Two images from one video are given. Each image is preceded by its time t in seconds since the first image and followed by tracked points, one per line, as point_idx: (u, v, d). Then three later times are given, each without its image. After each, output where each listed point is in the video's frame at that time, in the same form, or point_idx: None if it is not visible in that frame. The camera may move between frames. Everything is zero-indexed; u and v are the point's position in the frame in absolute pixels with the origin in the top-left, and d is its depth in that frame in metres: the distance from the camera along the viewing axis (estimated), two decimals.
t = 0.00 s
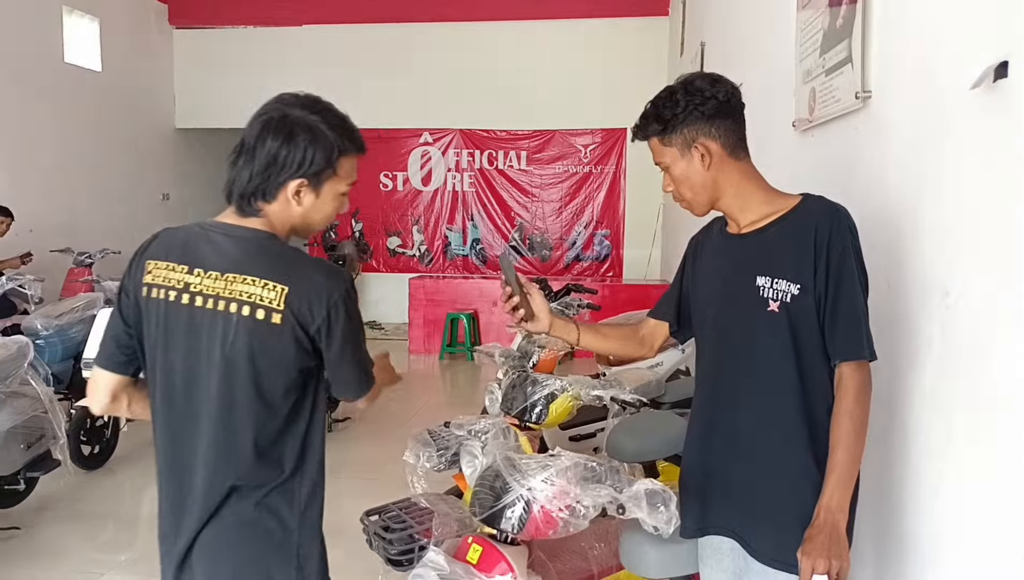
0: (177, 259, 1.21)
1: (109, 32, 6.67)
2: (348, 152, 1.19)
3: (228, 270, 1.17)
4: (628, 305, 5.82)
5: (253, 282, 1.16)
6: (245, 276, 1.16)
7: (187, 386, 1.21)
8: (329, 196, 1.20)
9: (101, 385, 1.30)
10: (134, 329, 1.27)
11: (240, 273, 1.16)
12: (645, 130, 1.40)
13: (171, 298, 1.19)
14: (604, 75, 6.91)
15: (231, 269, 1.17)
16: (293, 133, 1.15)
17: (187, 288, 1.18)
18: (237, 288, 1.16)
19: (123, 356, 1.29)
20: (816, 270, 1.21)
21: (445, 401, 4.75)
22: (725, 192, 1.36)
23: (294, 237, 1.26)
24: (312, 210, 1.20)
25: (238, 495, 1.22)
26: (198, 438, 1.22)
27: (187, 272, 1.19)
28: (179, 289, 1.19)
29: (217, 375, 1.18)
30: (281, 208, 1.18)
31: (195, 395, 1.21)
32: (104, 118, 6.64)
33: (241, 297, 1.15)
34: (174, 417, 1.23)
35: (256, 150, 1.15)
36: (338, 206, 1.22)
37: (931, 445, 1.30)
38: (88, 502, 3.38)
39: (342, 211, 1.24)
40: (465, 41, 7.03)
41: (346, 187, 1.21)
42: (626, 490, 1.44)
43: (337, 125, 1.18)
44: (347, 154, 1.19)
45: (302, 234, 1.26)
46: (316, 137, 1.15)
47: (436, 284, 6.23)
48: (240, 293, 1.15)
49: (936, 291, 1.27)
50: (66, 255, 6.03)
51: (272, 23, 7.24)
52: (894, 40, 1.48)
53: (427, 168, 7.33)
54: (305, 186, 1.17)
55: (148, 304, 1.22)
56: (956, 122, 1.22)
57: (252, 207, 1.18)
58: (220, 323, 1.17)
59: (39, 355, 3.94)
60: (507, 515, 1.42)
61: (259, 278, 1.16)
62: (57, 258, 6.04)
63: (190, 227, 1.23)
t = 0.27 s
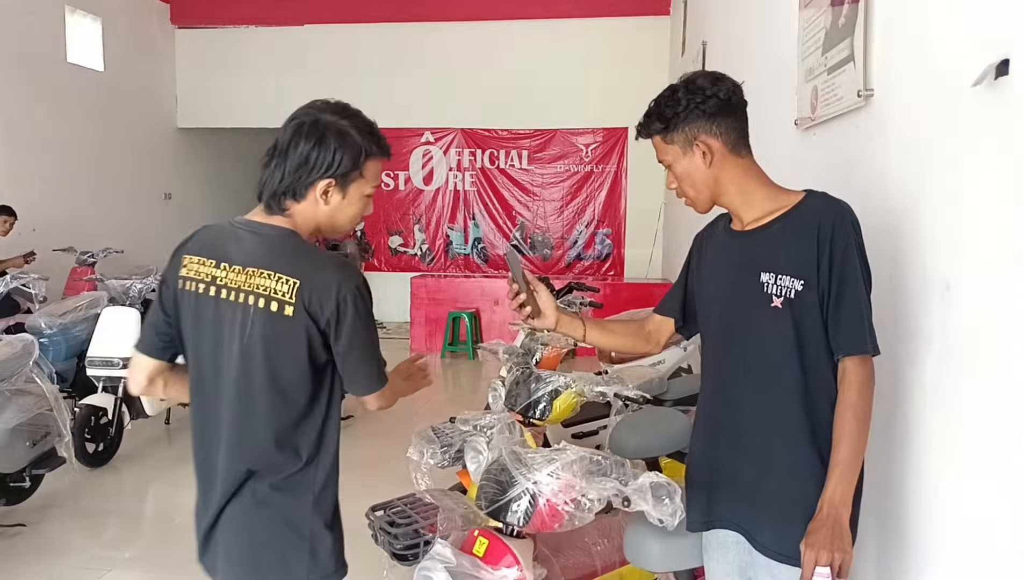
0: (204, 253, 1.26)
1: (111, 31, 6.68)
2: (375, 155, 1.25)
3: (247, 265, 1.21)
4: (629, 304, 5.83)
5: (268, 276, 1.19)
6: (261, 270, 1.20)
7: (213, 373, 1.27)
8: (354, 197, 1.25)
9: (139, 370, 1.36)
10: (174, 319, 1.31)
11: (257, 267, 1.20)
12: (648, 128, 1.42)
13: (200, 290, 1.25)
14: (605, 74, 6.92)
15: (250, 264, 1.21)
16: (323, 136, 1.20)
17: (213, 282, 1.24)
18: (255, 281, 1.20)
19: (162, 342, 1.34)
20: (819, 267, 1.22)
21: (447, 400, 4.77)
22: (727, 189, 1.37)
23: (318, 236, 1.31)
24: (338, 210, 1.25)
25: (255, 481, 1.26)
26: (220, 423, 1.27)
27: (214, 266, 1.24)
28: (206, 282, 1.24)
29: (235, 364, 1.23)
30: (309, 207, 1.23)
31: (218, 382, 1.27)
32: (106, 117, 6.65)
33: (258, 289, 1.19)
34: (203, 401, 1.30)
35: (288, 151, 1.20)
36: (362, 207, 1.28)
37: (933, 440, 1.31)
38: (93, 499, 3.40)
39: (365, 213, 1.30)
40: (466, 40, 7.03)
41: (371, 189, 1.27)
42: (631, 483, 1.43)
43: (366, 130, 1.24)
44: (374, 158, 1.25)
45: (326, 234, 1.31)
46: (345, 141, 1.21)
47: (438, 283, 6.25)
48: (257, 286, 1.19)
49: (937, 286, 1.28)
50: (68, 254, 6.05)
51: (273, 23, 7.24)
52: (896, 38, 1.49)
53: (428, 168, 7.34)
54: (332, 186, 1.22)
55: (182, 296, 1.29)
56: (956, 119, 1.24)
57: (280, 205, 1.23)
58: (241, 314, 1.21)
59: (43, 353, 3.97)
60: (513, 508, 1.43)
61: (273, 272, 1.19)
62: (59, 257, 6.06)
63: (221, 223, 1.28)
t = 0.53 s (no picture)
0: (227, 246, 1.40)
1: (111, 32, 6.70)
2: (376, 148, 1.34)
3: (254, 254, 1.32)
4: (629, 303, 5.84)
5: (268, 264, 1.30)
6: (264, 259, 1.30)
7: (231, 355, 1.40)
8: (357, 188, 1.35)
9: (188, 352, 1.55)
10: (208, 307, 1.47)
11: (261, 255, 1.31)
12: (642, 129, 1.43)
13: (222, 278, 1.39)
14: (605, 74, 6.93)
15: (256, 253, 1.32)
16: (328, 129, 1.32)
17: (230, 271, 1.37)
18: (259, 269, 1.31)
19: (201, 329, 1.51)
20: (813, 263, 1.23)
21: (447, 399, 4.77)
22: (720, 188, 1.38)
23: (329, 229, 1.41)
24: (342, 200, 1.35)
25: (264, 455, 1.37)
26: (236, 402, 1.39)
27: (232, 256, 1.37)
28: (225, 271, 1.38)
29: (246, 347, 1.35)
30: (315, 195, 1.34)
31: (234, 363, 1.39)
32: (106, 118, 6.66)
33: (261, 277, 1.30)
34: (224, 381, 1.43)
35: (298, 143, 1.33)
36: (366, 199, 1.36)
37: (930, 435, 1.32)
38: (94, 498, 3.41)
39: (371, 206, 1.38)
40: (466, 40, 7.04)
41: (375, 181, 1.35)
42: (627, 478, 1.44)
43: (372, 126, 1.34)
44: (376, 151, 1.34)
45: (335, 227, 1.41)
46: (349, 134, 1.32)
47: (437, 283, 6.26)
48: (260, 273, 1.30)
49: (932, 282, 1.29)
50: (68, 254, 6.06)
51: (272, 23, 7.25)
52: (891, 37, 1.50)
53: (428, 168, 7.35)
54: (335, 176, 1.32)
55: (212, 285, 1.44)
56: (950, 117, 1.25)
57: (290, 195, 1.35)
58: (249, 300, 1.33)
59: (44, 353, 3.99)
60: (511, 504, 1.44)
61: (272, 260, 1.29)
62: (59, 257, 6.07)
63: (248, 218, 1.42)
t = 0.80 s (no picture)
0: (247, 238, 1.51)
1: (110, 31, 6.69)
2: (374, 145, 1.39)
3: (253, 240, 1.41)
4: (627, 302, 5.85)
5: (259, 248, 1.37)
6: (256, 244, 1.38)
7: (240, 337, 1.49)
8: (358, 183, 1.41)
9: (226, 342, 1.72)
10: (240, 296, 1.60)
11: (256, 241, 1.39)
12: (640, 129, 1.45)
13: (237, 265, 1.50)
14: (603, 73, 6.94)
15: (254, 239, 1.41)
16: (329, 128, 1.40)
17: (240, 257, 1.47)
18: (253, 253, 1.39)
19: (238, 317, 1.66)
20: (806, 262, 1.23)
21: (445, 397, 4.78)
22: (714, 187, 1.40)
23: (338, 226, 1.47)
24: (344, 195, 1.41)
25: (257, 432, 1.42)
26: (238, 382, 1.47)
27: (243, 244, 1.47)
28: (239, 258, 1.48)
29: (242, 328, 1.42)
30: (319, 190, 1.41)
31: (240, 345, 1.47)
32: (105, 116, 6.67)
33: (253, 260, 1.38)
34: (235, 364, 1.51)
35: (304, 141, 1.41)
36: (369, 194, 1.42)
37: (927, 432, 1.32)
38: (93, 496, 3.41)
39: (374, 202, 1.43)
40: (465, 39, 7.05)
41: (375, 177, 1.41)
42: (623, 473, 1.44)
43: (372, 123, 1.40)
44: (373, 147, 1.39)
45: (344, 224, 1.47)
46: (348, 130, 1.38)
47: (436, 282, 6.26)
48: (253, 257, 1.39)
49: (928, 279, 1.30)
50: (67, 253, 6.07)
51: (272, 22, 7.25)
52: (886, 35, 1.51)
53: (427, 167, 7.35)
54: (336, 171, 1.39)
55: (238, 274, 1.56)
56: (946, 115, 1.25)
57: (299, 192, 1.43)
58: (246, 283, 1.41)
59: (43, 351, 3.99)
60: (508, 500, 1.45)
61: (261, 244, 1.37)
62: (58, 256, 6.07)
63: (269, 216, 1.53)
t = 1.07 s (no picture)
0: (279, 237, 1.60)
1: (108, 30, 6.69)
2: (367, 135, 1.43)
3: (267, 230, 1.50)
4: (627, 301, 5.85)
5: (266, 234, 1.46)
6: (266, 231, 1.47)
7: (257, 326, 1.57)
8: (357, 174, 1.43)
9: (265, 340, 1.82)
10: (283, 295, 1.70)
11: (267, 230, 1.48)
12: (643, 127, 1.45)
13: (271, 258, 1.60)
14: (602, 72, 6.94)
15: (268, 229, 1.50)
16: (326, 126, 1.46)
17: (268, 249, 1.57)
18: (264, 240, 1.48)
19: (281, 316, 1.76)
20: (806, 261, 1.23)
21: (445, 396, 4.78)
22: (717, 186, 1.40)
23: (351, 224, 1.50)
24: (346, 188, 1.44)
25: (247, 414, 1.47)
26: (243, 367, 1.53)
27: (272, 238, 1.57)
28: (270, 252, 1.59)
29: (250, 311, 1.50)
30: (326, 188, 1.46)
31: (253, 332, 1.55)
32: (104, 116, 6.67)
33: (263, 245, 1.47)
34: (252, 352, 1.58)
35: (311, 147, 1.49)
36: (369, 183, 1.44)
37: (925, 431, 1.32)
38: (91, 495, 3.41)
39: (377, 191, 1.45)
40: (464, 38, 7.04)
41: (372, 166, 1.43)
42: (621, 471, 1.44)
43: (367, 113, 1.45)
44: (367, 138, 1.43)
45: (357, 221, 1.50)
46: (344, 123, 1.44)
47: (435, 281, 6.26)
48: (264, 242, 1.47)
49: (925, 277, 1.30)
50: (66, 252, 6.06)
51: (271, 21, 7.25)
52: (884, 33, 1.51)
53: (426, 166, 7.35)
54: (335, 165, 1.44)
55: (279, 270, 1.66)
56: (944, 112, 1.25)
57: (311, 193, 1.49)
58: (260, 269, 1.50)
59: (41, 350, 3.99)
60: (504, 496, 1.45)
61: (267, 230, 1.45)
62: (57, 255, 6.07)
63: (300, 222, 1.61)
